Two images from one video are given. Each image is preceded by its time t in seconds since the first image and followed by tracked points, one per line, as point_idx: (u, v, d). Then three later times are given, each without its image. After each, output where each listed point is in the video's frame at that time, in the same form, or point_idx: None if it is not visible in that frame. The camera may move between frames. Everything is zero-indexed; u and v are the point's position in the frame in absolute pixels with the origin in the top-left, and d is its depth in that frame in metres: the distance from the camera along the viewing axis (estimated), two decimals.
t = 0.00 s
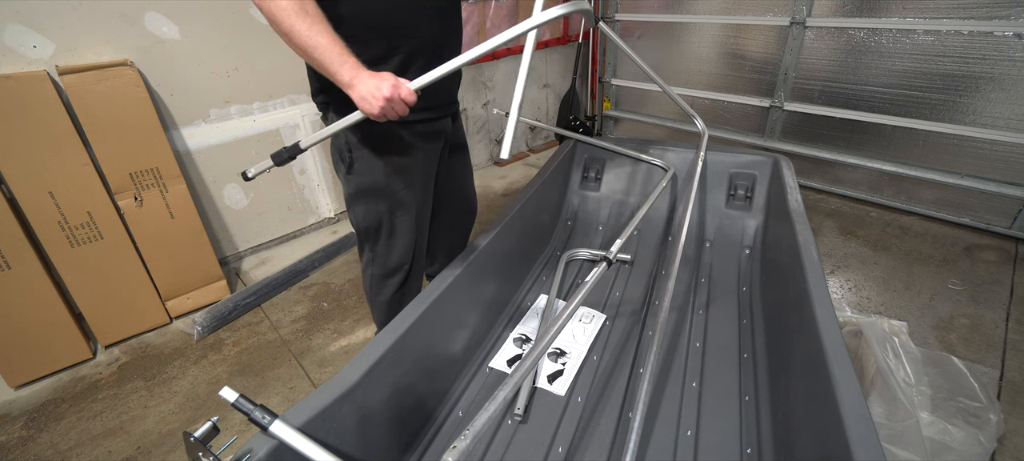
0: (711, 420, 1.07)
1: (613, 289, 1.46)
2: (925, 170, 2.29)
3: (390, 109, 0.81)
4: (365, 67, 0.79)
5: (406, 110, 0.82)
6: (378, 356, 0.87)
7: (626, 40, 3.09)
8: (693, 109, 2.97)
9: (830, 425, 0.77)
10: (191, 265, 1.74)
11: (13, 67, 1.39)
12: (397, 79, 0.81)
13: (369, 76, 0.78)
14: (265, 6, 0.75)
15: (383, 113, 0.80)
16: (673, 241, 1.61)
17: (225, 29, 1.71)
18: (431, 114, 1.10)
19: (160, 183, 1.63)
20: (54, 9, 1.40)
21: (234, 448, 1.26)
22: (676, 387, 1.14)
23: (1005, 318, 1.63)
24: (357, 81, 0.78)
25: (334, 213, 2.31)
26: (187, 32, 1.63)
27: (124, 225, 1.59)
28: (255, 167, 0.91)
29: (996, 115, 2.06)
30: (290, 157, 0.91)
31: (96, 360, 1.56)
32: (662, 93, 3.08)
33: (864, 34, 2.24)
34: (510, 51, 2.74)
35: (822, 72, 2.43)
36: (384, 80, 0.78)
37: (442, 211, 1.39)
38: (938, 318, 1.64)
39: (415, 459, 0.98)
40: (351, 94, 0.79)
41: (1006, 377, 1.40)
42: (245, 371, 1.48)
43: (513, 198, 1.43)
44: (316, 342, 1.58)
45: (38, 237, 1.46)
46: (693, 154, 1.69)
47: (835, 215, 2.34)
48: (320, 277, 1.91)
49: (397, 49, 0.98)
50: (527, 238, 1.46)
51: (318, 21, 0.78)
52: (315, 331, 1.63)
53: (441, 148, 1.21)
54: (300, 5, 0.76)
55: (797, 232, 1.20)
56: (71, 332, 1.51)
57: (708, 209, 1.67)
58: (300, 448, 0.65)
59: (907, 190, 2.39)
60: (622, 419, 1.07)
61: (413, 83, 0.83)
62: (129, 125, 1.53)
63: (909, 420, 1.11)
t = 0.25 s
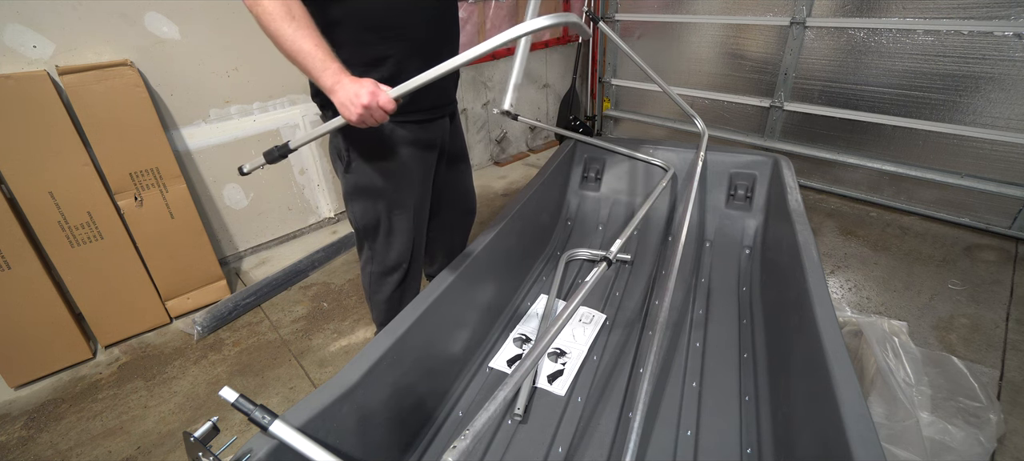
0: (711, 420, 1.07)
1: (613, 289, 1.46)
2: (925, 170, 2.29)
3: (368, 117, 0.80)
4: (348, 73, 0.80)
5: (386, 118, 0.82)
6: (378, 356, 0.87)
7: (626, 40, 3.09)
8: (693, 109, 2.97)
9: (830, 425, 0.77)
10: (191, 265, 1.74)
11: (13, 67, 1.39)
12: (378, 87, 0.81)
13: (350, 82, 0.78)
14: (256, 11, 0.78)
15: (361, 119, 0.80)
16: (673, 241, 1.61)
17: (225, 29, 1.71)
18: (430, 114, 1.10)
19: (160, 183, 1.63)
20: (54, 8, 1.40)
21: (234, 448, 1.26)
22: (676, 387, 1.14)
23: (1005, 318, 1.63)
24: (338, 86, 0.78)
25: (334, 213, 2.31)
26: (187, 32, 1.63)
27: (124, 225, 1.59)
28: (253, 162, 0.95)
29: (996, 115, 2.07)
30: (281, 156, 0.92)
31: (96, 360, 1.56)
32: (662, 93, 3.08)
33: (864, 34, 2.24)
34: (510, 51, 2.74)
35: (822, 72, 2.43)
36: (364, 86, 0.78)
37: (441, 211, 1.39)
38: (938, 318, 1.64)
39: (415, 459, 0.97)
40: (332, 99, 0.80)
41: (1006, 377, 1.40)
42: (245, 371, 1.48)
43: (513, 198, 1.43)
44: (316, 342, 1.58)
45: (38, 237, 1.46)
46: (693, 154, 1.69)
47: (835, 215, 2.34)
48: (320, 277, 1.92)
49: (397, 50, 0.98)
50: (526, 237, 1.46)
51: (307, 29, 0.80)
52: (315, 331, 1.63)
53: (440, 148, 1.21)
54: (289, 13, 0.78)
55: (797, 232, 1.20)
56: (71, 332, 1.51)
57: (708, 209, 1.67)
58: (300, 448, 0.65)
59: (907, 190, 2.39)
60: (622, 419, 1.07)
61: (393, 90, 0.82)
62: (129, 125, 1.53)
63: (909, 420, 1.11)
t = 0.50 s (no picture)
0: (711, 420, 1.07)
1: (613, 289, 1.46)
2: (925, 170, 2.29)
3: (363, 120, 0.81)
4: (345, 76, 0.80)
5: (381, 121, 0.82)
6: (378, 356, 0.87)
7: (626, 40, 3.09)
8: (693, 109, 2.97)
9: (830, 425, 0.77)
10: (191, 265, 1.74)
11: (13, 67, 1.39)
12: (374, 91, 0.81)
13: (346, 85, 0.79)
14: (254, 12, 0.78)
15: (356, 123, 0.81)
16: (674, 241, 1.61)
17: (225, 28, 1.71)
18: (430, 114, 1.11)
19: (160, 183, 1.63)
20: (54, 8, 1.40)
21: (234, 448, 1.26)
22: (676, 387, 1.14)
23: (1005, 318, 1.63)
24: (334, 90, 0.79)
25: (334, 213, 2.31)
26: (187, 32, 1.63)
27: (124, 225, 1.59)
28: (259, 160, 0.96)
29: (996, 115, 2.06)
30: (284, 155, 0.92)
31: (96, 360, 1.56)
32: (662, 93, 3.08)
33: (864, 34, 2.24)
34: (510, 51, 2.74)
35: (822, 72, 2.43)
36: (359, 90, 0.78)
37: (441, 211, 1.39)
38: (938, 318, 1.64)
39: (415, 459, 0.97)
40: (329, 101, 0.80)
41: (1006, 377, 1.40)
42: (245, 371, 1.48)
43: (513, 199, 1.42)
44: (316, 342, 1.58)
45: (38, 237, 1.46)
46: (693, 154, 1.69)
47: (835, 215, 2.34)
48: (320, 277, 1.92)
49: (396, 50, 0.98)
50: (526, 238, 1.46)
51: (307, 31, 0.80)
52: (315, 331, 1.63)
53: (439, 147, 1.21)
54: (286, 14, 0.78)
55: (797, 232, 1.20)
56: (71, 331, 1.51)
57: (708, 209, 1.67)
58: (300, 447, 0.65)
59: (907, 190, 2.39)
60: (622, 419, 1.07)
61: (388, 95, 0.83)
62: (129, 125, 1.53)
63: (909, 420, 1.11)
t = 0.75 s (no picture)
0: (711, 420, 1.07)
1: (613, 289, 1.46)
2: (925, 170, 2.29)
3: (368, 118, 0.81)
4: (348, 74, 0.80)
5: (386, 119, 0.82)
6: (378, 356, 0.87)
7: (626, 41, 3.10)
8: (693, 109, 2.97)
9: (830, 425, 0.77)
10: (191, 265, 1.74)
11: (13, 68, 1.39)
12: (378, 88, 0.81)
13: (351, 82, 0.79)
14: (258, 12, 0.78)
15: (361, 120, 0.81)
16: (674, 241, 1.61)
17: (225, 28, 1.71)
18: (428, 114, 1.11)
19: (160, 183, 1.63)
20: (54, 8, 1.40)
21: (234, 448, 1.26)
22: (676, 387, 1.14)
23: (1005, 318, 1.63)
24: (339, 87, 0.79)
25: (334, 213, 2.31)
26: (187, 32, 1.63)
27: (124, 225, 1.59)
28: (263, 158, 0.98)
29: (996, 115, 2.06)
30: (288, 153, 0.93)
31: (96, 360, 1.56)
32: (662, 93, 3.08)
33: (864, 34, 2.24)
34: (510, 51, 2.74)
35: (822, 72, 2.43)
36: (363, 88, 0.78)
37: (440, 210, 1.39)
38: (938, 318, 1.64)
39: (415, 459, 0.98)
40: (334, 99, 0.80)
41: (1006, 377, 1.40)
42: (245, 371, 1.48)
43: (513, 199, 1.42)
44: (316, 342, 1.58)
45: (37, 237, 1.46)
46: (693, 154, 1.69)
47: (835, 215, 2.34)
48: (320, 277, 1.92)
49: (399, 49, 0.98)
50: (526, 237, 1.46)
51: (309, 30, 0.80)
52: (315, 331, 1.63)
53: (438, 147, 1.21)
54: (291, 13, 0.78)
55: (797, 232, 1.20)
56: (71, 332, 1.51)
57: (708, 209, 1.67)
58: (300, 447, 0.65)
59: (907, 190, 2.39)
60: (622, 419, 1.07)
61: (390, 93, 0.82)
62: (129, 125, 1.53)
63: (909, 420, 1.11)
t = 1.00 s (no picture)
0: (711, 420, 1.07)
1: (613, 289, 1.47)
2: (925, 170, 2.29)
3: (384, 104, 0.80)
4: (360, 62, 0.79)
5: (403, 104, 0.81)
6: (378, 356, 0.87)
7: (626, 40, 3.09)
8: (693, 109, 2.97)
9: (830, 425, 0.77)
10: (191, 265, 1.74)
11: (14, 68, 1.39)
12: (391, 74, 0.80)
13: (364, 69, 0.78)
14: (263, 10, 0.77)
15: (379, 107, 0.80)
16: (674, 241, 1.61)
17: (225, 28, 1.71)
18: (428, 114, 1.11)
19: (161, 183, 1.63)
20: (54, 9, 1.40)
21: (234, 448, 1.26)
22: (676, 387, 1.14)
23: (1005, 318, 1.63)
24: (353, 76, 0.78)
25: (335, 213, 2.31)
26: (187, 32, 1.63)
27: (124, 225, 1.59)
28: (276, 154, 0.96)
29: (996, 115, 2.06)
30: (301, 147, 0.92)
31: (96, 360, 1.56)
32: (662, 93, 3.08)
33: (864, 34, 2.24)
34: (510, 51, 2.74)
35: (822, 72, 2.43)
36: (377, 74, 0.77)
37: (440, 210, 1.39)
38: (938, 318, 1.64)
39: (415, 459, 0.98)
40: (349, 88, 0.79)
41: (1006, 377, 1.40)
42: (245, 371, 1.48)
43: (512, 199, 1.42)
44: (316, 342, 1.58)
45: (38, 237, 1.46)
46: (693, 154, 1.69)
47: (835, 215, 2.34)
48: (320, 277, 1.92)
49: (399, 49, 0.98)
50: (526, 237, 1.46)
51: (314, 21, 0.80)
52: (315, 331, 1.63)
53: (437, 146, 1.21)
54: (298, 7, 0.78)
55: (797, 232, 1.20)
56: (71, 332, 1.51)
57: (708, 209, 1.67)
58: (300, 448, 0.65)
59: (907, 190, 2.39)
60: (622, 420, 1.07)
61: (403, 78, 0.81)
62: (129, 125, 1.53)
63: (909, 420, 1.11)
